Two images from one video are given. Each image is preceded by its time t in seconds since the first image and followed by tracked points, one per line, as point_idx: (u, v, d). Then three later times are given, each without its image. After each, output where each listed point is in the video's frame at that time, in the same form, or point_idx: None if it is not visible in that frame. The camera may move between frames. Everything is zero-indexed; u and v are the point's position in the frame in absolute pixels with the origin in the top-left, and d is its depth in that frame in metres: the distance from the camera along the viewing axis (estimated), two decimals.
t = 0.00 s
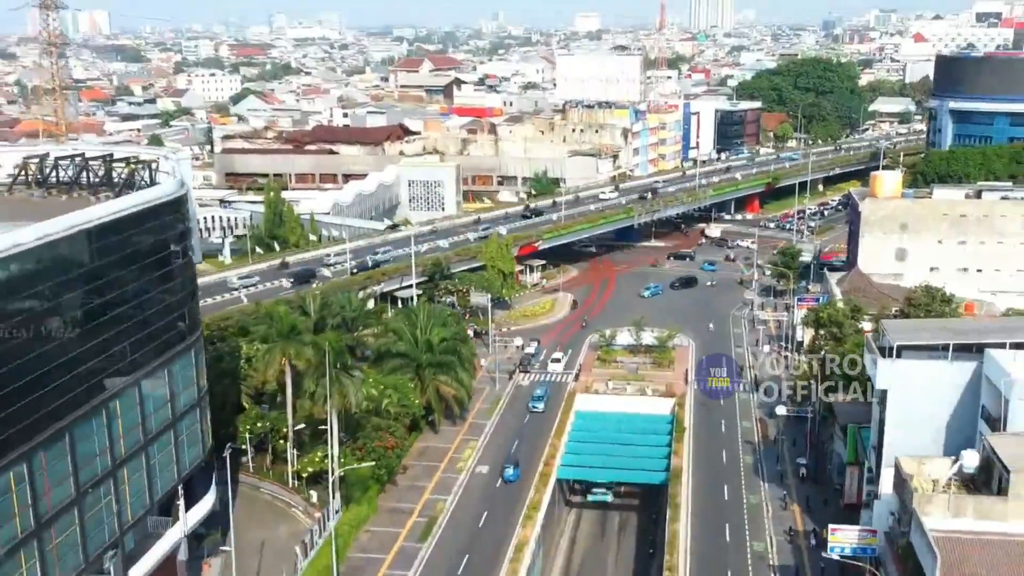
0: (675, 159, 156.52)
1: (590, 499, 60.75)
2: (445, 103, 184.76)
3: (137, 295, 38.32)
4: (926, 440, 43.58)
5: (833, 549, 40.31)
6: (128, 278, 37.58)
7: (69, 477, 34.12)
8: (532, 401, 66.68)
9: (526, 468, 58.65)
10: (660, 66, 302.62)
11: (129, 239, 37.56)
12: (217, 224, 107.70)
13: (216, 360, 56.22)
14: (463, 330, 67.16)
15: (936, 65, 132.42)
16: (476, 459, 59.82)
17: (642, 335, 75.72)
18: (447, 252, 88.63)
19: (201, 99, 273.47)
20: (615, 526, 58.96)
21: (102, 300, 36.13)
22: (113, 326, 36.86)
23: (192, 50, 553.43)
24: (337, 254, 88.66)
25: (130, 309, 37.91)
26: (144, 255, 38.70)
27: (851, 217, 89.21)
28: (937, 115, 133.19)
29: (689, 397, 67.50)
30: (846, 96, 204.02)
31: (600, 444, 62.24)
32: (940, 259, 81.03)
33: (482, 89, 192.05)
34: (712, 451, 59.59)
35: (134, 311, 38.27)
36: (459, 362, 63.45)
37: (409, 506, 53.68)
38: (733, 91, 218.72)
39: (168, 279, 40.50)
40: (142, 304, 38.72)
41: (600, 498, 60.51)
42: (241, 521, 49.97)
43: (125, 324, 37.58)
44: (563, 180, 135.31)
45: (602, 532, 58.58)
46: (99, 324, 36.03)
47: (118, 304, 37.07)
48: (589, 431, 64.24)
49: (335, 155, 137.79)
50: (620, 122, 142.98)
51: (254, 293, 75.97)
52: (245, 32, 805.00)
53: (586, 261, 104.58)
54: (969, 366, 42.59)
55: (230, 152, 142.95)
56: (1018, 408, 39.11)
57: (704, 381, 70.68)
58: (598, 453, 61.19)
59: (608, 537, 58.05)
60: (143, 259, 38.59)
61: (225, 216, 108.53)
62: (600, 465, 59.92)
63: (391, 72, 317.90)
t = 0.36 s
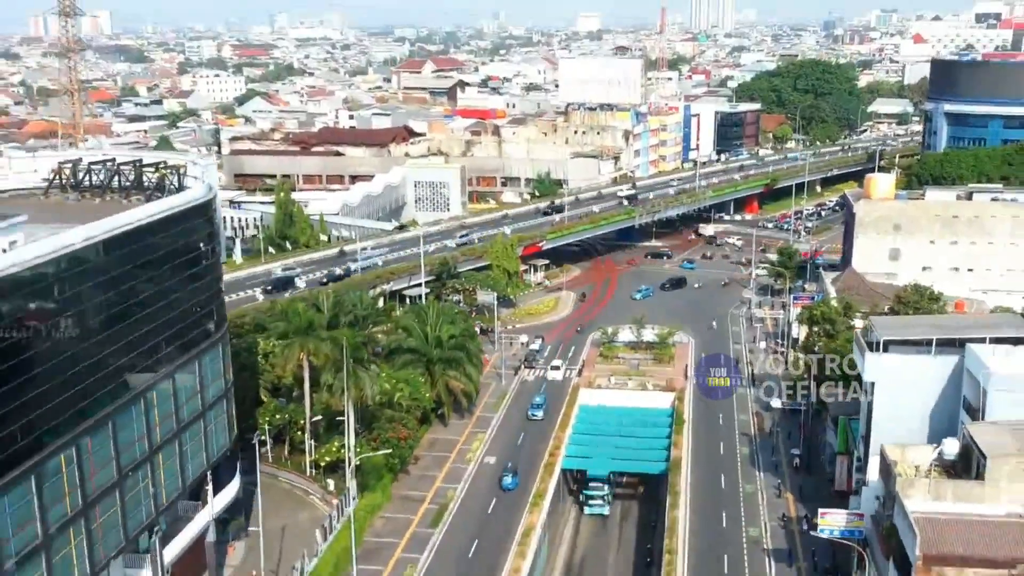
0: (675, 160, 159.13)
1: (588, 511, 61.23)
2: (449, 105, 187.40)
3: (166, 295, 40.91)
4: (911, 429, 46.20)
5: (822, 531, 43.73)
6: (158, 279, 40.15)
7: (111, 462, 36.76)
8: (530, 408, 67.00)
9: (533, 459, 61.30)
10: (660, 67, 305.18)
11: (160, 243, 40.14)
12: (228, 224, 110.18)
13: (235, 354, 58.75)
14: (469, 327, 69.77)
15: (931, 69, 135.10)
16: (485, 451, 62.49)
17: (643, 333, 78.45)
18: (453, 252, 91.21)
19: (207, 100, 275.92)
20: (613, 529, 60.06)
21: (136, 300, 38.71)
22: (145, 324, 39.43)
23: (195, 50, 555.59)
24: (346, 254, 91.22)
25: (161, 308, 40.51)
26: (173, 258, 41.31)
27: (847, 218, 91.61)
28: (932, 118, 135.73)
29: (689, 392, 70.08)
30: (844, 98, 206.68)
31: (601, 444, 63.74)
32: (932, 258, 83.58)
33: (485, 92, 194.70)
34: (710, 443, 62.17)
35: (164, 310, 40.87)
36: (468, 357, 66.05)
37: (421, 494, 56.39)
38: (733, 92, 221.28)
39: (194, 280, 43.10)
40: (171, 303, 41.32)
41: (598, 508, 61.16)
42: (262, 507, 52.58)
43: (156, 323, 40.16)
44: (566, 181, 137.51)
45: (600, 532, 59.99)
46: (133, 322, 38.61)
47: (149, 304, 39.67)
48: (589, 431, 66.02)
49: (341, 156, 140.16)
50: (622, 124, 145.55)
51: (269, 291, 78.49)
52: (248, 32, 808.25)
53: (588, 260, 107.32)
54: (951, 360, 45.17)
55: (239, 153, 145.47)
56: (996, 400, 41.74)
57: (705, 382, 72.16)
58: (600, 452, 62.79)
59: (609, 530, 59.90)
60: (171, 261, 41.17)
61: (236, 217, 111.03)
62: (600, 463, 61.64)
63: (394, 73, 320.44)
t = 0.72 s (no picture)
0: (676, 161, 161.87)
1: (584, 524, 61.27)
2: (452, 107, 190.18)
3: (189, 296, 43.43)
4: (894, 418, 49.13)
5: (811, 513, 46.80)
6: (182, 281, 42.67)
7: (146, 450, 39.46)
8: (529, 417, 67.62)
9: (538, 449, 64.18)
10: (661, 68, 307.71)
11: (184, 246, 42.67)
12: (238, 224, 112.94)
13: (254, 349, 61.65)
14: (476, 324, 72.61)
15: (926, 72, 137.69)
16: (492, 441, 65.42)
17: (643, 329, 81.23)
18: (459, 251, 94.04)
19: (211, 102, 278.53)
20: (607, 542, 60.05)
21: (162, 301, 41.22)
22: (171, 323, 41.91)
23: (198, 51, 558.03)
24: (356, 253, 93.98)
25: (185, 308, 43.06)
26: (195, 261, 43.90)
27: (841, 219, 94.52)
28: (926, 121, 138.22)
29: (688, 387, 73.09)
30: (842, 100, 209.16)
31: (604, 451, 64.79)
32: (923, 258, 86.39)
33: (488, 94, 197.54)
34: (707, 434, 65.07)
35: (191, 308, 43.63)
36: (475, 353, 68.91)
37: (432, 481, 59.30)
38: (733, 94, 223.85)
39: (214, 281, 45.71)
40: (193, 303, 43.87)
41: (593, 521, 61.12)
42: (281, 494, 55.34)
43: (181, 321, 42.68)
44: (569, 182, 139.75)
45: (593, 542, 60.17)
46: (161, 322, 41.10)
47: (177, 303, 42.43)
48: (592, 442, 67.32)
49: (347, 158, 142.84)
50: (623, 126, 148.19)
51: (282, 289, 81.17)
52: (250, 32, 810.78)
53: (590, 258, 110.33)
54: (931, 354, 48.20)
55: (247, 155, 148.20)
56: (972, 390, 44.68)
57: (706, 382, 73.99)
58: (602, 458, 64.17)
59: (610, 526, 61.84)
60: (194, 264, 43.76)
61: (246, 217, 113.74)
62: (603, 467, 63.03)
63: (397, 74, 323.01)
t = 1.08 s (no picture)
0: (676, 162, 163.70)
1: (581, 532, 60.83)
2: (455, 108, 192.05)
3: (200, 295, 44.74)
4: (885, 411, 50.98)
5: (804, 502, 48.79)
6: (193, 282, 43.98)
7: (167, 440, 41.33)
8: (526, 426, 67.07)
9: (541, 442, 66.00)
10: (661, 68, 309.49)
11: (196, 249, 44.06)
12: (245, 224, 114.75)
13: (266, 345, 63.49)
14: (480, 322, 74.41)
15: (923, 73, 139.68)
16: (496, 435, 67.27)
17: (644, 327, 82.99)
18: (463, 250, 95.94)
19: (215, 101, 280.31)
20: (604, 551, 59.61)
21: (176, 302, 42.53)
22: (184, 323, 43.28)
23: (200, 51, 559.71)
24: (362, 253, 95.79)
25: (197, 307, 44.44)
26: (206, 262, 45.23)
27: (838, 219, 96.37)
28: (923, 122, 140.37)
29: (687, 381, 75.22)
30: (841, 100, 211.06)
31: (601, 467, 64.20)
32: (917, 257, 88.20)
33: (490, 95, 199.41)
34: (705, 428, 66.87)
35: (207, 307, 45.44)
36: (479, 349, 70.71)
37: (439, 473, 61.30)
38: (732, 95, 225.65)
39: (223, 282, 47.01)
40: (204, 303, 45.23)
41: (590, 530, 60.68)
42: (294, 484, 57.49)
43: (193, 322, 44.06)
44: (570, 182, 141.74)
45: (589, 552, 59.76)
46: (175, 322, 42.46)
47: (195, 301, 44.24)
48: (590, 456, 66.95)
49: (351, 158, 144.65)
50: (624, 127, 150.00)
51: (290, 287, 82.97)
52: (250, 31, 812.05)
53: (591, 258, 112.27)
54: (920, 349, 50.06)
55: (252, 155, 149.98)
56: (959, 382, 46.53)
57: (706, 382, 75.12)
58: (600, 472, 63.60)
59: (609, 534, 61.59)
60: (210, 264, 45.58)
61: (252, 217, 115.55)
62: (600, 479, 62.65)
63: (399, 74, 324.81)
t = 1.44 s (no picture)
0: (676, 163, 166.30)
1: (575, 544, 60.17)
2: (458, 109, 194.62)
3: (216, 294, 46.75)
4: (873, 400, 53.61)
5: (795, 487, 51.33)
6: (209, 281, 45.98)
7: (191, 428, 43.71)
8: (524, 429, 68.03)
9: (544, 434, 68.63)
10: (662, 68, 312.00)
11: (216, 248, 46.34)
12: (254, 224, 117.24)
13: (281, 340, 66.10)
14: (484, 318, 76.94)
15: (918, 75, 142.42)
16: (501, 426, 69.89)
17: (644, 323, 85.46)
18: (469, 249, 98.57)
19: (220, 102, 282.97)
20: (598, 563, 58.89)
21: (193, 300, 44.56)
22: (201, 321, 45.30)
23: (202, 51, 562.32)
24: (369, 252, 98.31)
25: (213, 305, 46.46)
26: (223, 261, 47.45)
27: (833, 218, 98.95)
28: (918, 124, 143.09)
29: (686, 376, 77.82)
30: (839, 101, 213.77)
31: (597, 478, 63.38)
32: (910, 256, 90.77)
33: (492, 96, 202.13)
34: (702, 420, 69.51)
35: (227, 303, 47.95)
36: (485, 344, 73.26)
37: (446, 462, 63.86)
38: (732, 95, 228.15)
39: (236, 280, 48.98)
40: (223, 300, 47.50)
41: (584, 542, 60.04)
42: (308, 471, 60.15)
43: (210, 320, 46.08)
44: (571, 182, 144.31)
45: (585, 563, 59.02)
46: (192, 320, 44.45)
47: (216, 297, 46.75)
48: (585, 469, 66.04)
49: (357, 159, 147.18)
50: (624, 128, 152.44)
51: (301, 284, 85.54)
52: (252, 30, 814.95)
53: (591, 257, 114.92)
54: (905, 342, 52.65)
55: (259, 156, 152.55)
56: (941, 375, 49.22)
57: (706, 379, 77.06)
58: (595, 483, 62.62)
59: (603, 547, 60.86)
60: (231, 262, 48.14)
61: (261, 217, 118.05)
62: (596, 488, 61.97)
63: (402, 75, 327.51)
